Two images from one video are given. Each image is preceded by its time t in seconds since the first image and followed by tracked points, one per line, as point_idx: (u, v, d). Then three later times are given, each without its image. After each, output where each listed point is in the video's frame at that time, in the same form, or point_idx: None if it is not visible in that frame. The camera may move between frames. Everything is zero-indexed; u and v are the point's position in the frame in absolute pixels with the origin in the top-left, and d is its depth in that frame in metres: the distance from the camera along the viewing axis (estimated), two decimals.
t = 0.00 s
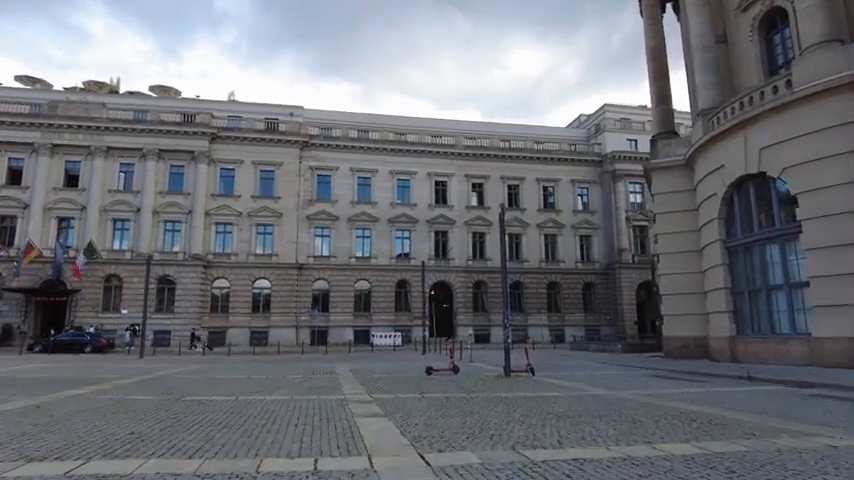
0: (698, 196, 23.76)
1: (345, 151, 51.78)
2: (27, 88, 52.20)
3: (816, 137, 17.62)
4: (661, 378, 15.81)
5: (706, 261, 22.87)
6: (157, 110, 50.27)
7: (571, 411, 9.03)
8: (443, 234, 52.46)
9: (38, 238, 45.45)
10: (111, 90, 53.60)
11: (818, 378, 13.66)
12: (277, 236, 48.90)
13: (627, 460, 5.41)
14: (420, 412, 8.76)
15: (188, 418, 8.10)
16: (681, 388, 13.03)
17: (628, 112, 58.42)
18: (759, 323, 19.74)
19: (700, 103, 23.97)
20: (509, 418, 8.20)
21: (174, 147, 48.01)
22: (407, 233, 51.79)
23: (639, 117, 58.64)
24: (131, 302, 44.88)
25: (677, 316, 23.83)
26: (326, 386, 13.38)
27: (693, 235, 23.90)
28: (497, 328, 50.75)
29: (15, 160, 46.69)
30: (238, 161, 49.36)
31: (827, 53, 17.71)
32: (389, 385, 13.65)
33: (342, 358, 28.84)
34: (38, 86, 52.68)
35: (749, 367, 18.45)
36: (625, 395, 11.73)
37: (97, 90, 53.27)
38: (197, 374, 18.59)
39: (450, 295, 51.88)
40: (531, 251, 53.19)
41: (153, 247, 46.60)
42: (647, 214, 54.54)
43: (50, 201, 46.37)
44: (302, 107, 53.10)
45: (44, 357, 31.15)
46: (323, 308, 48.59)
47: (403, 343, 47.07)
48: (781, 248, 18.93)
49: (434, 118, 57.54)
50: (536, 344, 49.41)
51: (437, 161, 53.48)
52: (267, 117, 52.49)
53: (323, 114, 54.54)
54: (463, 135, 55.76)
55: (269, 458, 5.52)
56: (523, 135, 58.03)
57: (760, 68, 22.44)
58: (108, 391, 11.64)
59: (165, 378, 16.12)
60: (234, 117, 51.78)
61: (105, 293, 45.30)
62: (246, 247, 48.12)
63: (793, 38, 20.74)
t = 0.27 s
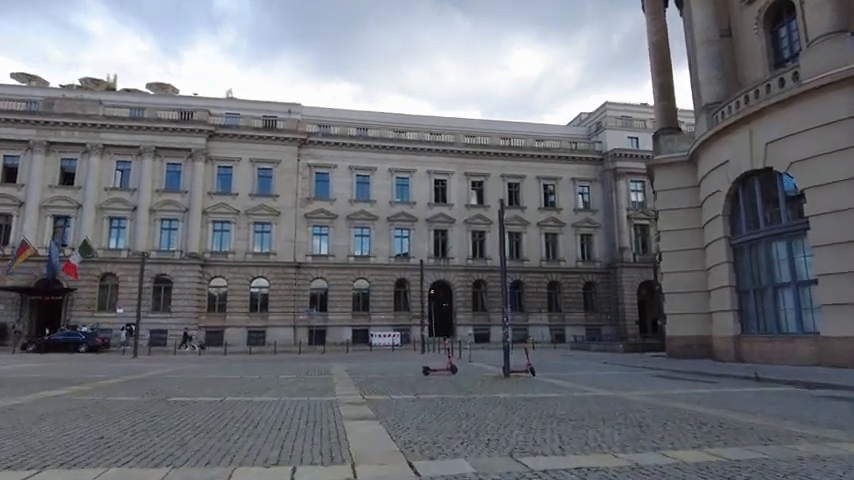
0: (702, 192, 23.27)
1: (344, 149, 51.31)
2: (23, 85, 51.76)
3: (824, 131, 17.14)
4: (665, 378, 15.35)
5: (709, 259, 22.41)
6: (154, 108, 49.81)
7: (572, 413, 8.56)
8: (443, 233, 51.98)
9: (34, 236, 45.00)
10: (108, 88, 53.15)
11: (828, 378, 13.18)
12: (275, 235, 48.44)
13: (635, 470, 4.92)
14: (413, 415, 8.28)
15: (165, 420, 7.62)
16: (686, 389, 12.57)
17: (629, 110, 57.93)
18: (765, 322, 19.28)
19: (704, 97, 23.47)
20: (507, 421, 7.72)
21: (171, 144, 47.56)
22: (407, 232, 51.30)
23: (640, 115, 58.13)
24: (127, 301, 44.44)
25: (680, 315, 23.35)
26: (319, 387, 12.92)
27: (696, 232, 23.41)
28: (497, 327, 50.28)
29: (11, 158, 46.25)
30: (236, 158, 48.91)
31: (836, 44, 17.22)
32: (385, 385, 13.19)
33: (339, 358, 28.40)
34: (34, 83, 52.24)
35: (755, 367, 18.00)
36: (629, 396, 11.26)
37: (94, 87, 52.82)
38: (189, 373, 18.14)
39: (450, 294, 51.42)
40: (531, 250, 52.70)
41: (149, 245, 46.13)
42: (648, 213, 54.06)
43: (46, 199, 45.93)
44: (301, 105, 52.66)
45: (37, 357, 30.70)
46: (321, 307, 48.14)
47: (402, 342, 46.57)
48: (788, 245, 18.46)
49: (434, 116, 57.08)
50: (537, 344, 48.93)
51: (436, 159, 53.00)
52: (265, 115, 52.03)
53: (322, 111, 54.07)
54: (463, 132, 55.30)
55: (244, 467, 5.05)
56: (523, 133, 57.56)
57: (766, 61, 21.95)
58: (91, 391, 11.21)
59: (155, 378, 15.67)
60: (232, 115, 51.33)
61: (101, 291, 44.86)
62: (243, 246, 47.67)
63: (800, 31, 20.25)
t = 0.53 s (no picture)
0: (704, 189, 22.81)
1: (342, 147, 50.87)
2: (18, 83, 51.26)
3: (830, 126, 16.69)
4: (667, 380, 14.90)
5: (711, 258, 21.96)
6: (150, 106, 49.33)
7: (571, 418, 8.09)
8: (441, 232, 51.52)
9: (28, 236, 44.53)
10: (103, 86, 52.66)
11: (836, 380, 12.73)
12: (272, 234, 47.98)
13: None
14: (403, 420, 7.84)
15: (138, 426, 7.16)
16: (690, 392, 12.11)
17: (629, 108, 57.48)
18: (769, 321, 18.87)
19: (706, 93, 23.01)
20: (501, 427, 7.25)
21: (167, 143, 47.09)
22: (405, 231, 50.83)
23: (640, 113, 57.68)
24: (122, 301, 43.97)
25: (682, 315, 22.91)
26: (309, 389, 12.47)
27: (698, 230, 22.96)
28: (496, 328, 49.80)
29: (5, 156, 45.77)
30: (232, 157, 48.44)
31: (842, 37, 16.78)
32: (377, 387, 12.74)
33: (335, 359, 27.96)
34: (29, 82, 51.73)
35: (759, 368, 17.55)
36: (630, 399, 10.81)
37: (89, 85, 52.34)
38: (178, 374, 17.71)
39: (449, 294, 50.97)
40: (530, 249, 52.23)
41: (145, 245, 45.65)
42: (649, 212, 53.60)
43: (41, 198, 45.47)
44: (298, 103, 52.21)
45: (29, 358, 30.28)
46: (319, 307, 47.68)
47: (400, 343, 46.11)
48: (793, 243, 18.04)
49: (432, 114, 56.62)
50: (536, 344, 48.48)
51: (435, 158, 52.55)
52: (262, 113, 51.57)
53: (319, 110, 53.64)
54: (462, 131, 54.84)
55: None
56: (523, 132, 57.10)
57: (769, 56, 21.50)
58: (70, 394, 10.76)
59: (142, 380, 15.23)
60: (228, 113, 50.87)
61: (96, 291, 44.42)
62: (240, 245, 47.22)
63: (805, 24, 19.80)
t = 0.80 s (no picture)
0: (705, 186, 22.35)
1: (338, 146, 50.41)
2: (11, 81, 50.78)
3: (836, 120, 16.23)
4: (669, 381, 14.44)
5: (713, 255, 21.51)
6: (145, 104, 48.84)
7: (569, 422, 7.63)
8: (439, 232, 51.06)
9: (21, 235, 44.03)
10: (98, 84, 52.18)
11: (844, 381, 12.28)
12: (268, 234, 47.51)
13: None
14: (390, 425, 7.37)
15: (105, 432, 6.69)
16: (693, 393, 11.65)
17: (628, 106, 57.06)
18: (772, 320, 18.43)
19: (707, 88, 22.56)
20: (494, 432, 6.78)
21: (161, 141, 46.61)
22: (403, 230, 50.37)
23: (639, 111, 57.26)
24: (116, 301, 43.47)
25: (683, 314, 22.45)
26: (298, 391, 12.01)
27: (699, 227, 22.51)
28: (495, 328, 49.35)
29: None
30: (227, 155, 47.95)
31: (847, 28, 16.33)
32: (369, 389, 12.28)
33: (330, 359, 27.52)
34: (23, 80, 51.23)
35: (762, 368, 17.10)
36: (632, 401, 10.35)
37: (83, 84, 51.86)
38: (166, 376, 17.25)
39: (447, 294, 50.52)
40: (529, 249, 51.79)
41: (139, 244, 45.15)
42: (648, 211, 53.16)
43: (34, 197, 44.98)
44: (294, 101, 51.74)
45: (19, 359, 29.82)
46: (315, 307, 47.21)
47: (398, 343, 45.65)
48: (797, 240, 17.61)
49: (430, 113, 56.19)
50: (535, 344, 48.02)
51: (433, 156, 52.11)
52: (258, 112, 51.12)
53: (316, 108, 53.20)
54: (459, 129, 54.39)
55: None
56: (521, 130, 56.67)
57: (771, 50, 21.04)
58: (46, 397, 10.31)
59: (127, 381, 14.77)
60: (224, 111, 50.39)
61: (90, 291, 43.94)
62: (235, 245, 46.74)
63: (808, 16, 19.35)
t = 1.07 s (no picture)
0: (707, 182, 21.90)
1: (336, 143, 49.96)
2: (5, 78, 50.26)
3: (842, 112, 15.80)
4: (671, 381, 14.02)
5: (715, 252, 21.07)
6: (140, 101, 48.35)
7: (569, 425, 7.19)
8: (438, 230, 50.64)
9: (14, 233, 43.55)
10: (93, 81, 51.70)
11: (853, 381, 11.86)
12: (264, 232, 47.05)
13: None
14: (378, 429, 6.93)
15: (71, 437, 6.23)
16: (697, 394, 11.23)
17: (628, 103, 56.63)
18: (777, 319, 18.01)
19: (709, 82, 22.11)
20: (489, 437, 6.34)
21: (157, 139, 46.14)
22: (401, 229, 49.94)
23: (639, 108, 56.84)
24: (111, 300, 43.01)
25: (684, 312, 22.01)
26: (287, 391, 11.57)
27: (701, 224, 22.06)
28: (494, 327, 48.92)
29: None
30: (224, 153, 47.50)
31: None
32: (361, 390, 11.84)
33: (325, 359, 27.05)
34: (17, 77, 50.72)
35: (767, 368, 16.68)
36: (634, 403, 9.92)
37: (78, 81, 51.37)
38: (155, 375, 16.80)
39: (445, 293, 50.13)
40: (528, 247, 51.37)
41: (135, 243, 44.69)
42: (649, 209, 52.75)
43: (28, 195, 44.51)
44: (292, 98, 51.31)
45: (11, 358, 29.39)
46: (313, 307, 46.77)
47: (396, 342, 45.25)
48: (802, 237, 17.18)
49: (428, 110, 55.75)
50: (535, 343, 47.61)
51: (432, 154, 51.67)
52: (255, 109, 50.66)
53: (314, 105, 52.77)
54: (458, 127, 53.94)
55: None
56: (520, 128, 56.23)
57: (775, 43, 20.58)
58: (23, 398, 9.86)
59: (113, 380, 14.32)
60: (220, 109, 49.91)
61: (85, 290, 43.47)
62: (232, 243, 46.31)
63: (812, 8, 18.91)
